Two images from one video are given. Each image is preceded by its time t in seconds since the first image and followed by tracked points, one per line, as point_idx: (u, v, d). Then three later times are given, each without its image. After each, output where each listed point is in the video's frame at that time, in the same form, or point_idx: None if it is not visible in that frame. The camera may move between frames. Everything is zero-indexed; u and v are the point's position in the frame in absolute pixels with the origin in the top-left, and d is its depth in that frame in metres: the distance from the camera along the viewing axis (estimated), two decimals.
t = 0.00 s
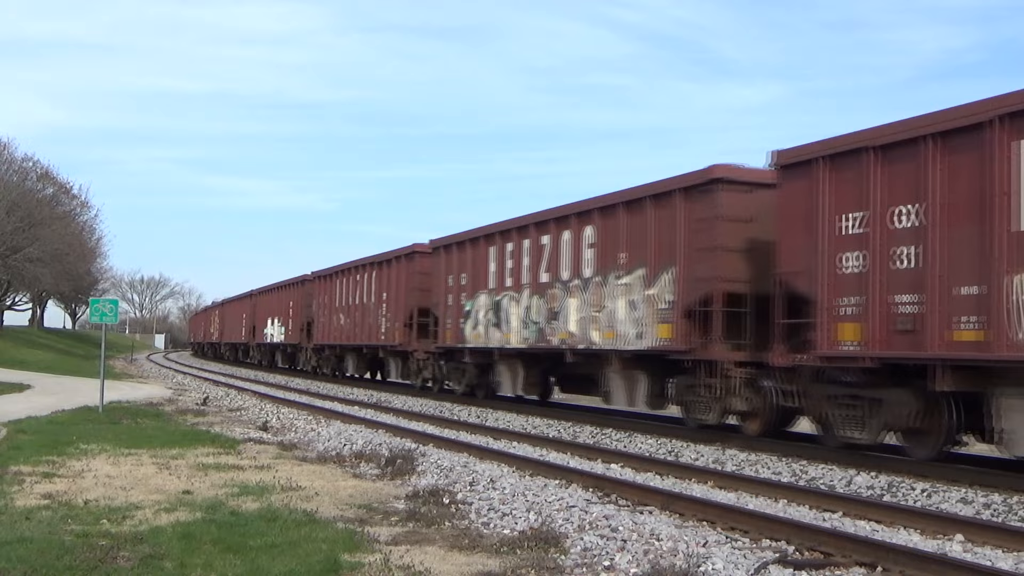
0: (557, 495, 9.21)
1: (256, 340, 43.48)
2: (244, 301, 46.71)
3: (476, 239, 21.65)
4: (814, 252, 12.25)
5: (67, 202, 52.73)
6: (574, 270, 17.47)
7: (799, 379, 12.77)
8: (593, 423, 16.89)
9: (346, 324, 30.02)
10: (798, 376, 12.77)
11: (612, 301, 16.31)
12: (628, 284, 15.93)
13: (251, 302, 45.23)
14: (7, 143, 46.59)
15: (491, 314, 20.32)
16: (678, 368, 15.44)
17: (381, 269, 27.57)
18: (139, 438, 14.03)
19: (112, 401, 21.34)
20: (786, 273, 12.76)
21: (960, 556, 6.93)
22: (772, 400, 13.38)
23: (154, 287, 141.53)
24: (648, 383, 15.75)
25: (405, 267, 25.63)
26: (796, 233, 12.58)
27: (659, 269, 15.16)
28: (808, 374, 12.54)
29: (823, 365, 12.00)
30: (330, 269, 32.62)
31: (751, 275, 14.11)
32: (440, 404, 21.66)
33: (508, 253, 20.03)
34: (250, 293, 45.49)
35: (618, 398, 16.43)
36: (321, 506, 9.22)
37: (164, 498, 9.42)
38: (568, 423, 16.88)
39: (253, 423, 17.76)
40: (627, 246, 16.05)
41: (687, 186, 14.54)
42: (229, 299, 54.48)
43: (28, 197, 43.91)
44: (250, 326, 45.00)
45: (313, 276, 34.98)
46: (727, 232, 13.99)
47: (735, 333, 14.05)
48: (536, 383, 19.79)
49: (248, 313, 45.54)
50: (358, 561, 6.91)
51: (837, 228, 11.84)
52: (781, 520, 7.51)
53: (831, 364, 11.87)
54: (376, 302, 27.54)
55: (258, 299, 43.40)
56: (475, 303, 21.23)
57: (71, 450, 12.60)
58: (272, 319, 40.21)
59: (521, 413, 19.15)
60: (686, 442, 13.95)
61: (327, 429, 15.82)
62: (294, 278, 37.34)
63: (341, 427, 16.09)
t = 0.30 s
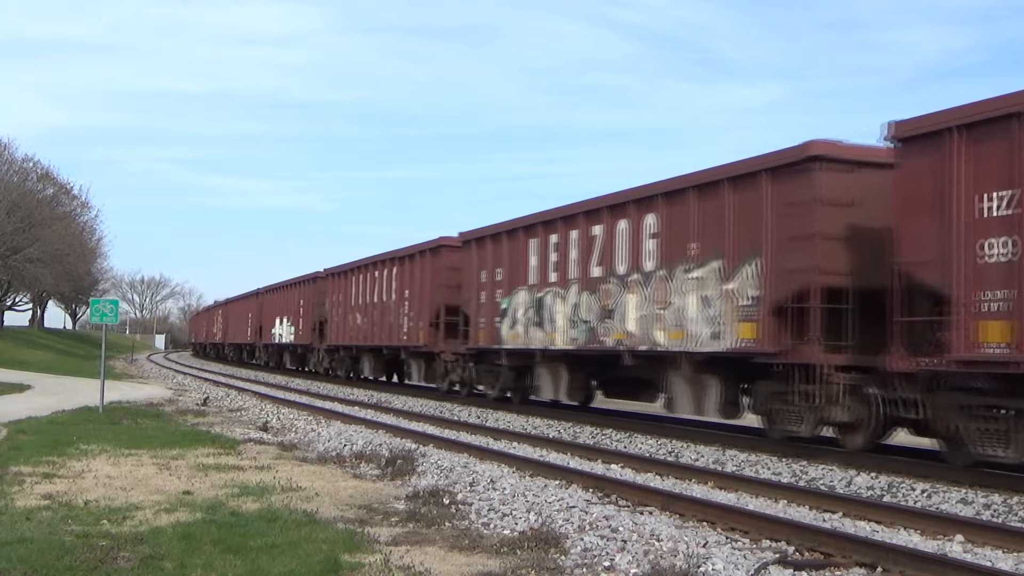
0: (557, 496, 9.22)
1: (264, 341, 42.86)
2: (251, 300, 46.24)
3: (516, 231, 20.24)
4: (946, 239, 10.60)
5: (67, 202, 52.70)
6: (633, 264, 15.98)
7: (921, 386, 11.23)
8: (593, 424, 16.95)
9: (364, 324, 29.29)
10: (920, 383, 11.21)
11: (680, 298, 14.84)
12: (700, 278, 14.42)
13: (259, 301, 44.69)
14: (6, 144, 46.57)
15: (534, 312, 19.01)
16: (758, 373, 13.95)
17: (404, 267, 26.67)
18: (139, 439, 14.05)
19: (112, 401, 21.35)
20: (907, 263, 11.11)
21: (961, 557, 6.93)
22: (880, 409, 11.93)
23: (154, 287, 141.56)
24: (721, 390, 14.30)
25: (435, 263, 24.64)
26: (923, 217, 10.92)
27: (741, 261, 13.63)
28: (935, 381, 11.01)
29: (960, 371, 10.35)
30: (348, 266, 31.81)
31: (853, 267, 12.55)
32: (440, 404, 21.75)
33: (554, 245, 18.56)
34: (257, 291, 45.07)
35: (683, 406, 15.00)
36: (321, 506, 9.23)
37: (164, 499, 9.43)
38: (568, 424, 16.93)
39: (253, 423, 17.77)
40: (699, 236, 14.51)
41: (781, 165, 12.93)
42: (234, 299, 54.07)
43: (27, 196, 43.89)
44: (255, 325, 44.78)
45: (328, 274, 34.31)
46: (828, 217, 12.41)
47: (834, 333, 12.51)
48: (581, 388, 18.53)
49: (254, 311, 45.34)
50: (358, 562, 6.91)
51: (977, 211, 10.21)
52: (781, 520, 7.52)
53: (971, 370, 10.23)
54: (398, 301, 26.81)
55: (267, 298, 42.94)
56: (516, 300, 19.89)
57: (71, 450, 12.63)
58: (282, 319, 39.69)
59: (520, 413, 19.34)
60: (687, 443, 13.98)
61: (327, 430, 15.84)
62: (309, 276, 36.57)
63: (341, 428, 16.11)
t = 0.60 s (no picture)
0: (557, 496, 9.22)
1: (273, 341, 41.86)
2: (258, 298, 45.57)
3: (559, 219, 18.24)
4: None
5: (67, 202, 52.65)
6: (706, 255, 14.10)
7: None
8: (592, 425, 16.98)
9: (383, 323, 28.00)
10: None
11: (767, 293, 12.93)
12: (792, 271, 12.47)
13: (268, 300, 43.86)
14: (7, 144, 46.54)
15: (583, 310, 17.12)
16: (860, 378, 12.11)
17: (429, 263, 25.22)
18: (139, 439, 14.04)
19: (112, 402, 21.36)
20: None
21: (961, 557, 6.92)
22: None
23: (154, 287, 141.52)
24: (814, 398, 12.42)
25: (465, 258, 23.07)
26: None
27: (846, 251, 11.64)
28: None
29: None
30: (366, 262, 30.43)
31: (991, 254, 10.49)
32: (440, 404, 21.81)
33: (607, 235, 16.58)
34: (265, 289, 44.36)
35: (764, 416, 13.22)
36: (321, 507, 9.23)
37: (164, 499, 9.43)
38: (568, 424, 16.95)
39: (253, 424, 17.78)
40: (791, 222, 12.53)
41: (898, 137, 10.87)
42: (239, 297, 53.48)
43: (27, 196, 43.85)
44: (261, 324, 44.39)
45: (343, 272, 33.16)
46: (960, 197, 10.42)
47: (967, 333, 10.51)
48: (635, 393, 16.70)
49: (258, 310, 44.99)
50: (358, 562, 6.91)
51: None
52: (780, 521, 7.52)
53: None
54: (422, 299, 25.38)
55: (277, 296, 42.18)
56: (561, 296, 17.98)
57: (71, 450, 12.64)
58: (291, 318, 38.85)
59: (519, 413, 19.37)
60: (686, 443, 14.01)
61: (327, 430, 15.84)
62: (323, 273, 35.30)
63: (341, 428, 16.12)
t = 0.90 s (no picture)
0: (558, 496, 9.20)
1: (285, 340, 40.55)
2: (268, 296, 44.67)
3: (615, 206, 16.38)
4: None
5: (67, 201, 52.57)
6: (800, 244, 12.28)
7: None
8: (592, 424, 16.98)
9: (408, 322, 26.39)
10: None
11: (881, 286, 11.09)
12: (916, 260, 10.63)
13: (281, 298, 42.64)
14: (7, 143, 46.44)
15: (643, 306, 15.26)
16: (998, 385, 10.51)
17: (461, 257, 23.49)
18: (139, 438, 14.02)
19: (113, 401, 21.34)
20: None
21: (962, 557, 6.91)
22: None
23: (155, 287, 141.62)
24: (939, 406, 10.71)
25: (503, 250, 21.23)
26: None
27: (986, 236, 9.87)
28: None
29: None
30: (389, 257, 28.73)
31: None
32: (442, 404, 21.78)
33: (675, 223, 14.75)
34: (275, 286, 43.29)
35: (869, 427, 11.45)
36: (322, 506, 9.21)
37: (164, 498, 9.40)
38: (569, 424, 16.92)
39: (253, 423, 17.76)
40: (914, 202, 10.71)
41: (864, 144, 11.34)
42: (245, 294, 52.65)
43: (28, 196, 43.78)
44: (269, 322, 43.71)
45: (363, 268, 31.64)
46: None
47: None
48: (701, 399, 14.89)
49: (265, 308, 44.53)
50: (359, 562, 6.89)
51: None
52: (781, 521, 7.51)
53: None
54: (450, 296, 23.84)
55: (289, 294, 41.07)
56: (616, 291, 16.12)
57: (72, 450, 12.62)
58: (304, 316, 37.75)
59: (520, 413, 19.35)
60: (688, 443, 13.98)
61: (328, 429, 15.82)
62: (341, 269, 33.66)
63: (341, 427, 16.11)
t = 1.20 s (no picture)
0: (558, 496, 9.20)
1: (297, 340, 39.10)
2: (278, 294, 43.45)
3: (682, 189, 14.72)
4: None
5: (67, 201, 52.50)
6: (924, 229, 10.61)
7: None
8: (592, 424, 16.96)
9: (434, 321, 24.72)
10: None
11: None
12: None
13: (293, 296, 41.22)
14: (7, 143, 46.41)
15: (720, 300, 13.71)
16: None
17: (495, 250, 21.72)
18: (139, 437, 14.01)
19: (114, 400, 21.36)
20: None
21: (962, 556, 6.91)
22: None
23: (155, 287, 141.58)
24: None
25: (545, 242, 19.40)
26: None
27: None
28: None
29: None
30: (411, 251, 26.98)
31: None
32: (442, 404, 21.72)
33: (758, 207, 13.15)
34: (286, 283, 41.91)
35: (1008, 443, 10.07)
36: (322, 506, 9.21)
37: (164, 498, 9.41)
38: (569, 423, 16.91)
39: (253, 422, 17.77)
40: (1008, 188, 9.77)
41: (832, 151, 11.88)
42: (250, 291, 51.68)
43: (28, 196, 43.76)
44: (278, 320, 42.60)
45: (382, 263, 29.95)
46: None
47: None
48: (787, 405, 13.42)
49: (273, 306, 43.58)
50: (359, 561, 6.88)
51: None
52: (781, 521, 7.51)
53: None
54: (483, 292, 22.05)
55: (301, 291, 39.76)
56: (684, 286, 14.54)
57: (72, 449, 12.62)
58: (316, 314, 36.44)
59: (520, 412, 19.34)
60: (687, 443, 13.97)
61: (327, 429, 15.83)
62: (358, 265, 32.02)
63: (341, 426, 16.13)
